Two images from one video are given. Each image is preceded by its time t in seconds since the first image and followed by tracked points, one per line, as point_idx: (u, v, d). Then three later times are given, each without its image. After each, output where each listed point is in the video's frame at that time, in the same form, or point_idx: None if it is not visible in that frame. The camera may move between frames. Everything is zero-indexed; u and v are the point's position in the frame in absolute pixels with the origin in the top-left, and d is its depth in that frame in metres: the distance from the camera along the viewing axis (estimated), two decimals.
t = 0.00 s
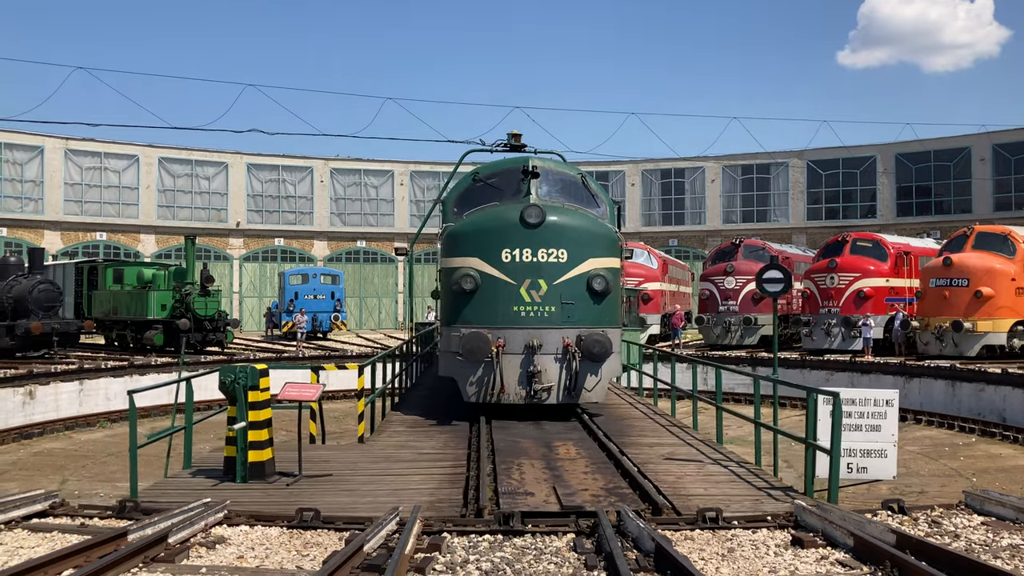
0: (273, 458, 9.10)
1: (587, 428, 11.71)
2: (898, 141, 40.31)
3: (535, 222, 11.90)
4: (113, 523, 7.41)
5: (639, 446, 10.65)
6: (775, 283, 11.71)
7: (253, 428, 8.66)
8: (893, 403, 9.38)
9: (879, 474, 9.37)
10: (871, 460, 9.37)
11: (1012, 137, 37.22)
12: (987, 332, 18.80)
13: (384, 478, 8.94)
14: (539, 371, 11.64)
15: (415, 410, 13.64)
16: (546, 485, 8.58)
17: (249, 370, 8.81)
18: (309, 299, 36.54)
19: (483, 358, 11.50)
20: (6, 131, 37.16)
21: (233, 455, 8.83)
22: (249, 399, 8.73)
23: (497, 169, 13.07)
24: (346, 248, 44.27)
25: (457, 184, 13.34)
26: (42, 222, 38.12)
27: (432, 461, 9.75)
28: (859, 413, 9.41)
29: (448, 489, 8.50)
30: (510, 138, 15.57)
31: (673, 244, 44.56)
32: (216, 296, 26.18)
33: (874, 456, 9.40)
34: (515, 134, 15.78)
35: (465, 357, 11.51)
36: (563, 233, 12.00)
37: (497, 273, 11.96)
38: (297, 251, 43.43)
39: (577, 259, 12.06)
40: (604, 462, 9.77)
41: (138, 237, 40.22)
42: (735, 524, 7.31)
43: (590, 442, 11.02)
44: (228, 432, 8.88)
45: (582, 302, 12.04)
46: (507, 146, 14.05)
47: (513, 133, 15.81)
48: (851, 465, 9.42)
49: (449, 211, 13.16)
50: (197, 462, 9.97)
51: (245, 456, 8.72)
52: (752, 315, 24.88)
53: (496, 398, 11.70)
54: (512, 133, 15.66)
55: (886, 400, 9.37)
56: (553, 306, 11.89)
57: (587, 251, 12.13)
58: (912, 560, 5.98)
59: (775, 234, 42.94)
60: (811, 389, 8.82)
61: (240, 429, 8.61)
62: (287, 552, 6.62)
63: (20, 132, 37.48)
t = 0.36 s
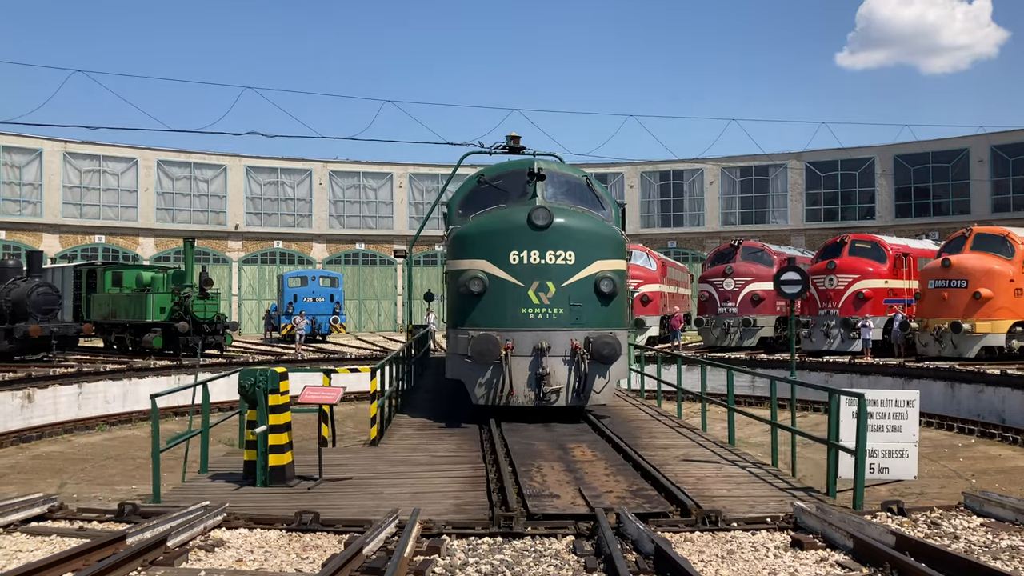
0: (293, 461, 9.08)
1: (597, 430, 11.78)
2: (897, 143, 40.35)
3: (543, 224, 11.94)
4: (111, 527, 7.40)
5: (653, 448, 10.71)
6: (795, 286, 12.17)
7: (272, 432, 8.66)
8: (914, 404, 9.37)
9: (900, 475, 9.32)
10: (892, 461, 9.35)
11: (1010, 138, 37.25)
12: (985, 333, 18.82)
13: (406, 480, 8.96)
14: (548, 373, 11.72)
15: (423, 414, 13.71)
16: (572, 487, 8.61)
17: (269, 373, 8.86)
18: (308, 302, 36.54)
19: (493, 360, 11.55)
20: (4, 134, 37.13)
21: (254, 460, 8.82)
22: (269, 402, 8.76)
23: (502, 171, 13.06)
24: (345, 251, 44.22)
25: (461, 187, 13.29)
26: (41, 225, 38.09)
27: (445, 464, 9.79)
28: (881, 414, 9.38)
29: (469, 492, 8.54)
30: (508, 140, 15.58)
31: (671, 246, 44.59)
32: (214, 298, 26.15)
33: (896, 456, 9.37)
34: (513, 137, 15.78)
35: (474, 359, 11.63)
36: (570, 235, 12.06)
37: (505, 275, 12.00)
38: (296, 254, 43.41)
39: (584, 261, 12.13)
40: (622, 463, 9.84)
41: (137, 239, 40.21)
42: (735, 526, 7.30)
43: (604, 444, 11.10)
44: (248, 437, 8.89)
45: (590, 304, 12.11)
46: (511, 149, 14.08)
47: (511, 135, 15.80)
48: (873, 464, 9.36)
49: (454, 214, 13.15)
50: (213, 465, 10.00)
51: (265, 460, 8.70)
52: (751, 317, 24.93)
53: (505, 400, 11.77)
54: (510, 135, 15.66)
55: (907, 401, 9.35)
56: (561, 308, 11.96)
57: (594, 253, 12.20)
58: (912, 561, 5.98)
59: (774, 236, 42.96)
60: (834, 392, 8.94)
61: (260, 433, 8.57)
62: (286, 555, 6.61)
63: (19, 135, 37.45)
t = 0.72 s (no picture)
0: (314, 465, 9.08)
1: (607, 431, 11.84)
2: (895, 144, 40.41)
3: (550, 226, 11.95)
4: (110, 531, 7.40)
5: (668, 450, 10.75)
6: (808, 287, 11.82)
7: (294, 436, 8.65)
8: (935, 404, 9.17)
9: (921, 475, 9.08)
10: (914, 460, 9.08)
11: (1008, 139, 37.31)
12: (984, 333, 18.82)
13: (429, 483, 8.99)
14: (557, 375, 11.76)
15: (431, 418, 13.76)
16: (596, 489, 8.65)
17: (289, 378, 8.73)
18: (307, 305, 36.54)
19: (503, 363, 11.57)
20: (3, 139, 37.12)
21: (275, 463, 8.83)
22: (291, 407, 8.70)
23: (507, 173, 13.13)
24: (344, 254, 44.23)
25: (467, 189, 13.36)
26: (40, 229, 38.09)
27: (463, 467, 9.83)
28: (902, 414, 9.14)
29: (493, 494, 8.57)
30: (507, 143, 15.63)
31: (670, 248, 44.60)
32: (213, 302, 26.11)
33: (917, 456, 9.11)
34: (512, 139, 15.83)
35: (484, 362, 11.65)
36: (578, 237, 12.08)
37: (512, 277, 12.02)
38: (295, 257, 43.39)
39: (592, 263, 12.16)
40: (641, 465, 9.90)
41: (136, 243, 40.21)
42: (736, 528, 7.29)
43: (619, 445, 11.16)
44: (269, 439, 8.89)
45: (598, 306, 12.14)
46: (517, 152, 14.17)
47: (510, 137, 15.85)
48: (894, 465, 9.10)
49: (460, 216, 13.21)
50: (230, 469, 10.03)
51: (286, 464, 8.72)
52: (750, 318, 24.94)
53: (514, 403, 11.80)
54: (509, 137, 15.72)
55: (927, 401, 9.15)
56: (570, 310, 11.98)
57: (601, 255, 12.23)
58: (913, 562, 5.98)
59: (772, 237, 43.00)
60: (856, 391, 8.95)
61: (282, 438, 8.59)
62: (286, 558, 6.61)
63: (18, 139, 37.45)
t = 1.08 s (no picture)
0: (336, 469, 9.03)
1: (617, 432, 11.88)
2: (894, 143, 40.42)
3: (559, 228, 12.03)
4: (113, 536, 7.40)
5: (684, 451, 10.78)
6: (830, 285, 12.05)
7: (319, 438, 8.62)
8: (957, 402, 9.16)
9: (944, 473, 9.10)
10: (938, 458, 9.10)
11: (1008, 137, 37.31)
12: (986, 332, 18.81)
13: (454, 485, 9.02)
14: (568, 376, 11.81)
15: (438, 420, 13.78)
16: (622, 490, 8.68)
17: (314, 380, 8.86)
18: (308, 308, 36.54)
19: (514, 365, 11.61)
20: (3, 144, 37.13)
21: (298, 468, 8.76)
22: (315, 409, 8.77)
23: (514, 175, 13.17)
24: (344, 257, 44.25)
25: (472, 190, 13.37)
26: (40, 235, 38.12)
27: (484, 469, 9.86)
28: (924, 412, 9.15)
29: (519, 495, 8.61)
30: (506, 145, 15.64)
31: (670, 248, 44.57)
32: (214, 306, 26.10)
33: (940, 454, 9.13)
34: (512, 142, 15.86)
35: (495, 364, 11.68)
36: (586, 239, 12.15)
37: (522, 279, 12.05)
38: (295, 260, 43.38)
39: (601, 264, 12.24)
40: (661, 465, 9.94)
41: (136, 247, 40.22)
42: (737, 528, 7.29)
43: (635, 446, 11.22)
44: (293, 444, 8.86)
45: (607, 307, 12.20)
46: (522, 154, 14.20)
47: (510, 139, 15.87)
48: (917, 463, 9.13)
49: (466, 218, 13.13)
50: (249, 472, 10.06)
51: (310, 467, 8.66)
52: (751, 318, 24.93)
53: (525, 404, 11.85)
54: (508, 139, 15.72)
55: (950, 400, 9.15)
56: (579, 312, 12.05)
57: (610, 256, 12.31)
58: (916, 562, 5.97)
59: (772, 237, 42.99)
60: (879, 389, 8.99)
61: (307, 440, 8.55)
62: (288, 562, 6.60)
63: (18, 144, 37.48)
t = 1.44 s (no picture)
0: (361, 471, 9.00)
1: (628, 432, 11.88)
2: (894, 142, 40.42)
3: (569, 229, 12.08)
4: (116, 540, 7.40)
5: (702, 451, 10.80)
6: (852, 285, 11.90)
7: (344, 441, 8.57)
8: (980, 400, 9.31)
9: (966, 470, 9.29)
10: (960, 455, 9.29)
11: (1008, 135, 37.32)
12: (988, 330, 18.80)
13: (479, 486, 9.03)
14: (579, 377, 11.83)
15: (447, 422, 13.77)
16: (650, 490, 8.70)
17: (340, 382, 8.80)
18: (309, 311, 36.55)
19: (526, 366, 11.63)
20: (3, 149, 37.17)
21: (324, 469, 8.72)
22: (341, 411, 8.71)
23: (520, 177, 13.21)
24: (345, 259, 44.26)
25: (479, 192, 13.41)
26: (41, 240, 38.15)
27: (506, 470, 9.87)
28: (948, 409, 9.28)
29: (548, 496, 8.62)
30: (506, 146, 15.66)
31: (672, 249, 44.54)
32: (216, 309, 26.18)
33: (962, 451, 9.32)
34: (512, 143, 15.85)
35: (507, 365, 11.68)
36: (596, 239, 12.20)
37: (532, 280, 12.08)
38: (297, 263, 43.41)
39: (610, 265, 12.28)
40: (683, 465, 9.95)
41: (137, 252, 40.24)
42: (740, 528, 7.28)
43: (651, 446, 11.22)
44: (318, 445, 8.81)
45: (617, 308, 12.23)
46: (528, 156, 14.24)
47: (510, 141, 15.87)
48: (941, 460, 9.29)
49: (473, 219, 13.20)
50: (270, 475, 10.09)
51: (336, 469, 8.62)
52: (752, 318, 24.92)
53: (537, 405, 11.85)
54: (509, 141, 15.74)
55: (973, 397, 9.29)
56: (590, 313, 12.07)
57: (619, 257, 12.36)
58: (919, 561, 5.96)
59: (773, 237, 42.97)
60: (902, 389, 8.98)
61: (333, 442, 8.51)
62: (291, 565, 6.60)
63: (18, 149, 37.51)
